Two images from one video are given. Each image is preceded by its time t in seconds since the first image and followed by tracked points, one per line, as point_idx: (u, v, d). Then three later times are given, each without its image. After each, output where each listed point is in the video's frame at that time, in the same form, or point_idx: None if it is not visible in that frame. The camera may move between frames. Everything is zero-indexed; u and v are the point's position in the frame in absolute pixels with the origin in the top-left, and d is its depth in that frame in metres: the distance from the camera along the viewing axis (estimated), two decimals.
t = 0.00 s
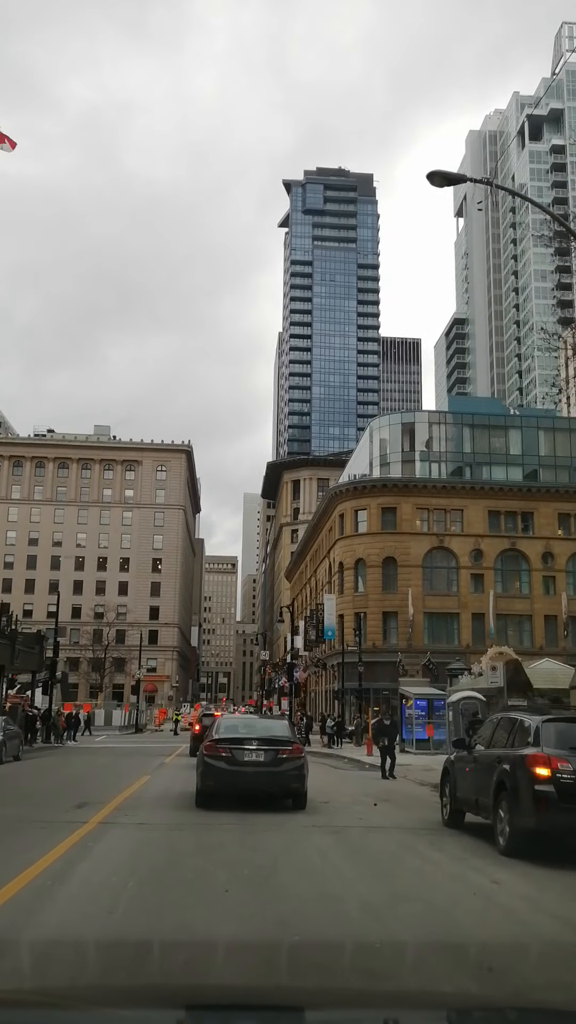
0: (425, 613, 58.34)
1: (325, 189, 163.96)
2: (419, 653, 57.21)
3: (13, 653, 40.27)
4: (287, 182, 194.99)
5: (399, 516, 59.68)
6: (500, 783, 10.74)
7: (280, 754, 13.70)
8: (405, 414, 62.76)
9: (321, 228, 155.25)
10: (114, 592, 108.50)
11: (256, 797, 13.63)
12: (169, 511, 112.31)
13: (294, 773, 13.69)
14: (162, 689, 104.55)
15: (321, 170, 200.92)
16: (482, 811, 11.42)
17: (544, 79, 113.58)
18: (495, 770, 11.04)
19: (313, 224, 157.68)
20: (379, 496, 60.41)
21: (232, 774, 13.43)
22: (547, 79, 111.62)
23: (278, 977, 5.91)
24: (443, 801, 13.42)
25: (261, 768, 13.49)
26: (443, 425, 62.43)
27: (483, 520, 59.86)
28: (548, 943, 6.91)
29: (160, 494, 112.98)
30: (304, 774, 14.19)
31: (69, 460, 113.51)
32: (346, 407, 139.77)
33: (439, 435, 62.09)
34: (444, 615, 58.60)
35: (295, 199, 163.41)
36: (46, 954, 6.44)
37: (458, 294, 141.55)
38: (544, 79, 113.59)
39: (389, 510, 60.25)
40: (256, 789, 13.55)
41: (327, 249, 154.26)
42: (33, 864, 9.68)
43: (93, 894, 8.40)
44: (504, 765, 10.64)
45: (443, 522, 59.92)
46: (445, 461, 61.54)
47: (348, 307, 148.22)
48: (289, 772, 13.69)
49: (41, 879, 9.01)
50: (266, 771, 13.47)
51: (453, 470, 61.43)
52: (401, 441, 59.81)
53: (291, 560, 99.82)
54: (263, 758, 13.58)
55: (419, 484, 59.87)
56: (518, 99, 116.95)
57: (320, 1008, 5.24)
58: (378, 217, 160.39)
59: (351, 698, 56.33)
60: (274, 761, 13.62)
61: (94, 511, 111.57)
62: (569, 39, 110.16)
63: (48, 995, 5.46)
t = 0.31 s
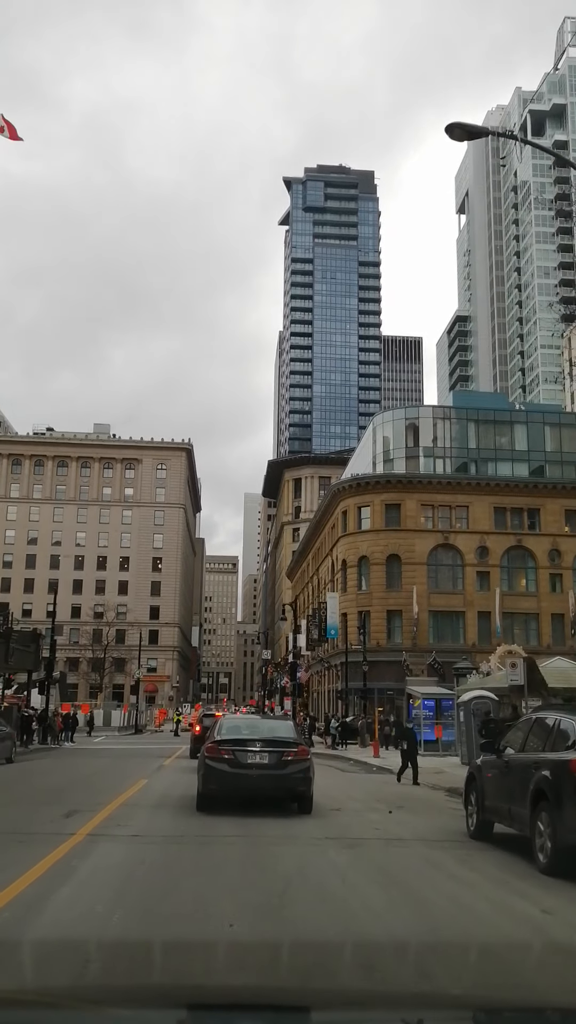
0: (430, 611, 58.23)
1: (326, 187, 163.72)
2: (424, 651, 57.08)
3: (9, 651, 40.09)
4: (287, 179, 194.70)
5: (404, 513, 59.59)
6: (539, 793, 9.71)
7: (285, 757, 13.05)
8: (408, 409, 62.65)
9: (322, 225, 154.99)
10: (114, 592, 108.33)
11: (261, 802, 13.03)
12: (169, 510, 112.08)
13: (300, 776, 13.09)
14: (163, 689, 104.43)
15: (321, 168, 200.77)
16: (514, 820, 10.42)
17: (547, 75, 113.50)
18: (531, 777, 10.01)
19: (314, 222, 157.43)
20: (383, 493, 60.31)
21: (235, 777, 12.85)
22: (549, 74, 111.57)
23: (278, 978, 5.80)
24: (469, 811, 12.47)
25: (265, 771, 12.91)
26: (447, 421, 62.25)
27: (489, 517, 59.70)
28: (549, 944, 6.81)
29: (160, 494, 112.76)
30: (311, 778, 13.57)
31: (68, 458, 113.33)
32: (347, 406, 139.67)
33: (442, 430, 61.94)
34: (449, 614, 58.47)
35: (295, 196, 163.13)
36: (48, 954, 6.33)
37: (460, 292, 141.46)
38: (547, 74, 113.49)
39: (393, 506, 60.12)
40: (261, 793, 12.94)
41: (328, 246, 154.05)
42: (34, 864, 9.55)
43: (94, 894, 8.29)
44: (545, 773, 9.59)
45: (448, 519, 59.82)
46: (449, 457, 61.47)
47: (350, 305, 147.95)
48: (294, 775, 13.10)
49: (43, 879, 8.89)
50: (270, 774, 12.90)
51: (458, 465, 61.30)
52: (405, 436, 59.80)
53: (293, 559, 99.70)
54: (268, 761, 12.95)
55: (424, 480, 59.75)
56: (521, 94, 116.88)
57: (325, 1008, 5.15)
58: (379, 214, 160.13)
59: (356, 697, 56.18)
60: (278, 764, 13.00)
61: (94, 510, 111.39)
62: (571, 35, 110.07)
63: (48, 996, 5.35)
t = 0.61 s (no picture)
0: (429, 609, 58.15)
1: (323, 185, 163.68)
2: (424, 651, 56.98)
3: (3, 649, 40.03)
4: (284, 177, 194.62)
5: (403, 509, 59.53)
6: None
7: (286, 759, 12.75)
8: (408, 407, 62.68)
9: (319, 224, 155.19)
10: (110, 592, 108.20)
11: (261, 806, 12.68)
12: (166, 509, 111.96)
13: (301, 780, 12.72)
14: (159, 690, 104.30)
15: (319, 168, 200.89)
16: (552, 835, 9.18)
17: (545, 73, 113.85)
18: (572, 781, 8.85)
19: (312, 221, 157.25)
20: (382, 490, 60.26)
21: (234, 782, 12.50)
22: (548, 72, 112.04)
23: (277, 978, 5.70)
24: (493, 823, 11.21)
25: (265, 775, 12.55)
26: (447, 417, 62.23)
27: (490, 515, 59.64)
28: (548, 943, 6.73)
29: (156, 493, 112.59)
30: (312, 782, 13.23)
31: (64, 457, 113.23)
32: (345, 405, 139.73)
33: (442, 428, 61.94)
34: (449, 613, 58.42)
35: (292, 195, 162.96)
36: (48, 952, 6.25)
37: (458, 291, 141.51)
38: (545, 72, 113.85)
39: (393, 504, 60.06)
40: (261, 798, 12.57)
41: (325, 245, 154.13)
42: (32, 865, 9.45)
43: (92, 892, 8.21)
44: None
45: (448, 516, 59.76)
46: (449, 454, 61.42)
47: (347, 304, 147.81)
48: (296, 778, 12.72)
49: (41, 878, 8.81)
50: (270, 778, 12.53)
51: (458, 462, 61.28)
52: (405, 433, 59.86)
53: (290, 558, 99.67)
54: (268, 765, 12.62)
55: (423, 477, 59.72)
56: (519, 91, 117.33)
57: (327, 1007, 5.08)
58: (377, 213, 160.20)
59: (356, 698, 55.95)
60: (279, 767, 12.67)
61: (90, 509, 111.23)
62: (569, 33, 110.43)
63: (46, 994, 5.26)
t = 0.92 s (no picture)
0: (431, 604, 58.02)
1: (321, 177, 163.15)
2: (425, 645, 56.81)
3: None
4: (282, 170, 193.96)
5: (404, 502, 59.37)
6: None
7: (288, 759, 11.96)
8: (409, 397, 62.57)
9: (317, 216, 154.86)
10: (106, 587, 108.01)
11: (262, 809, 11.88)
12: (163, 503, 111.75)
13: (304, 780, 11.93)
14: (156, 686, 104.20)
15: (317, 161, 200.28)
16: None
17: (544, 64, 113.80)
18: None
19: (310, 213, 156.65)
20: (382, 482, 60.06)
21: (233, 781, 11.69)
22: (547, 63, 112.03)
23: (278, 978, 5.62)
24: (524, 831, 10.28)
25: (266, 774, 11.76)
26: (448, 409, 62.26)
27: (493, 508, 59.61)
28: (551, 944, 6.63)
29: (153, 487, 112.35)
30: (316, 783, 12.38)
31: (59, 451, 112.97)
32: (343, 400, 139.50)
33: (444, 419, 61.87)
34: (451, 607, 58.32)
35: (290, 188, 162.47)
36: (45, 952, 6.16)
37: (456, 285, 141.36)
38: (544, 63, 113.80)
39: (394, 497, 59.91)
40: (262, 799, 11.79)
41: (324, 238, 153.76)
42: (24, 864, 9.28)
43: (89, 891, 8.13)
44: None
45: (450, 509, 59.68)
46: (451, 445, 61.38)
47: (345, 297, 147.40)
48: (298, 779, 11.93)
49: (36, 878, 8.64)
50: (271, 778, 11.71)
51: (460, 454, 61.21)
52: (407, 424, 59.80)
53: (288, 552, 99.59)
54: (269, 764, 11.83)
55: (424, 469, 59.60)
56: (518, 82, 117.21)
57: (332, 1006, 4.99)
58: (375, 206, 159.79)
59: (357, 693, 55.75)
60: (280, 767, 11.86)
61: (86, 503, 110.98)
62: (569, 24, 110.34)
63: (42, 995, 5.17)
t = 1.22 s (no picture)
0: (438, 593, 57.90)
1: (324, 165, 162.39)
2: (432, 635, 56.70)
3: None
4: (284, 159, 193.20)
5: (410, 490, 59.15)
6: None
7: (293, 751, 11.83)
8: (415, 383, 62.29)
9: (320, 205, 154.29)
10: (107, 578, 108.07)
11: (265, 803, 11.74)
12: (164, 494, 111.61)
13: (310, 774, 11.79)
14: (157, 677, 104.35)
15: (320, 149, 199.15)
16: None
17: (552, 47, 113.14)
18: None
19: (312, 202, 155.98)
20: (388, 469, 59.83)
21: (235, 776, 11.55)
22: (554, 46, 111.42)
23: (282, 976, 5.49)
24: (570, 838, 9.09)
25: (270, 768, 11.64)
26: (456, 395, 62.07)
27: (501, 495, 59.38)
28: (554, 942, 6.52)
29: (155, 477, 112.24)
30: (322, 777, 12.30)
31: (60, 442, 112.84)
32: (346, 390, 139.20)
33: (450, 404, 61.70)
34: (458, 596, 58.24)
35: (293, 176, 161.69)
36: (45, 951, 6.06)
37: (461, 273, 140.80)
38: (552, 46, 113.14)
39: (399, 485, 59.70)
40: (266, 794, 11.62)
41: (326, 226, 153.28)
42: (20, 862, 9.12)
43: (89, 886, 8.04)
44: None
45: (457, 496, 59.48)
46: (457, 431, 61.18)
47: (349, 287, 146.83)
48: (305, 773, 11.79)
49: (34, 875, 8.52)
50: (274, 771, 11.59)
51: (468, 440, 61.03)
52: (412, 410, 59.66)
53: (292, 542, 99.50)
54: (272, 756, 11.72)
55: (430, 456, 59.35)
56: (525, 65, 116.44)
57: (340, 1005, 4.88)
58: (378, 194, 159.19)
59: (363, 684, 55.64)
60: (286, 759, 11.76)
61: (87, 494, 110.91)
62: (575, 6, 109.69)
63: (40, 994, 5.07)
